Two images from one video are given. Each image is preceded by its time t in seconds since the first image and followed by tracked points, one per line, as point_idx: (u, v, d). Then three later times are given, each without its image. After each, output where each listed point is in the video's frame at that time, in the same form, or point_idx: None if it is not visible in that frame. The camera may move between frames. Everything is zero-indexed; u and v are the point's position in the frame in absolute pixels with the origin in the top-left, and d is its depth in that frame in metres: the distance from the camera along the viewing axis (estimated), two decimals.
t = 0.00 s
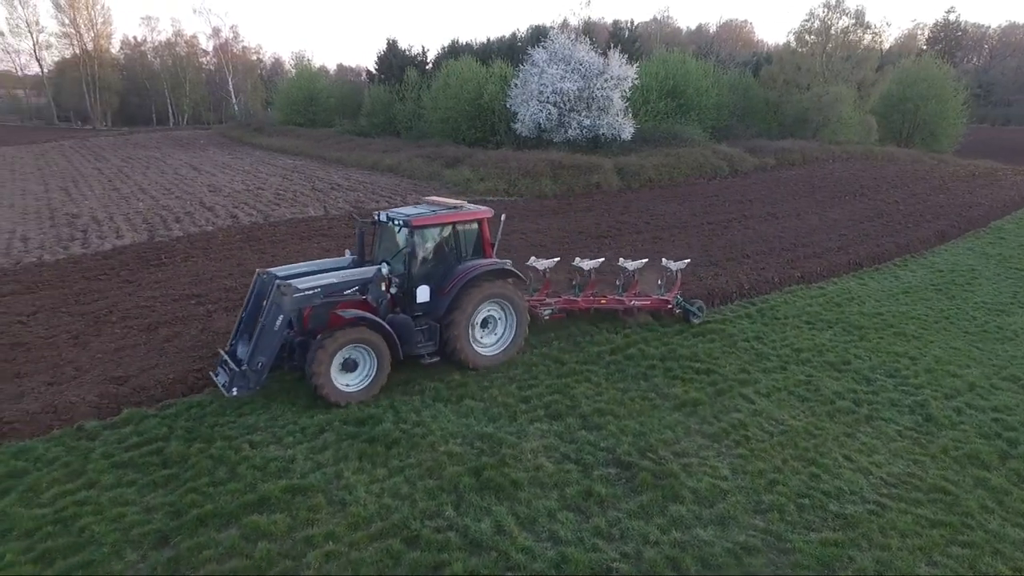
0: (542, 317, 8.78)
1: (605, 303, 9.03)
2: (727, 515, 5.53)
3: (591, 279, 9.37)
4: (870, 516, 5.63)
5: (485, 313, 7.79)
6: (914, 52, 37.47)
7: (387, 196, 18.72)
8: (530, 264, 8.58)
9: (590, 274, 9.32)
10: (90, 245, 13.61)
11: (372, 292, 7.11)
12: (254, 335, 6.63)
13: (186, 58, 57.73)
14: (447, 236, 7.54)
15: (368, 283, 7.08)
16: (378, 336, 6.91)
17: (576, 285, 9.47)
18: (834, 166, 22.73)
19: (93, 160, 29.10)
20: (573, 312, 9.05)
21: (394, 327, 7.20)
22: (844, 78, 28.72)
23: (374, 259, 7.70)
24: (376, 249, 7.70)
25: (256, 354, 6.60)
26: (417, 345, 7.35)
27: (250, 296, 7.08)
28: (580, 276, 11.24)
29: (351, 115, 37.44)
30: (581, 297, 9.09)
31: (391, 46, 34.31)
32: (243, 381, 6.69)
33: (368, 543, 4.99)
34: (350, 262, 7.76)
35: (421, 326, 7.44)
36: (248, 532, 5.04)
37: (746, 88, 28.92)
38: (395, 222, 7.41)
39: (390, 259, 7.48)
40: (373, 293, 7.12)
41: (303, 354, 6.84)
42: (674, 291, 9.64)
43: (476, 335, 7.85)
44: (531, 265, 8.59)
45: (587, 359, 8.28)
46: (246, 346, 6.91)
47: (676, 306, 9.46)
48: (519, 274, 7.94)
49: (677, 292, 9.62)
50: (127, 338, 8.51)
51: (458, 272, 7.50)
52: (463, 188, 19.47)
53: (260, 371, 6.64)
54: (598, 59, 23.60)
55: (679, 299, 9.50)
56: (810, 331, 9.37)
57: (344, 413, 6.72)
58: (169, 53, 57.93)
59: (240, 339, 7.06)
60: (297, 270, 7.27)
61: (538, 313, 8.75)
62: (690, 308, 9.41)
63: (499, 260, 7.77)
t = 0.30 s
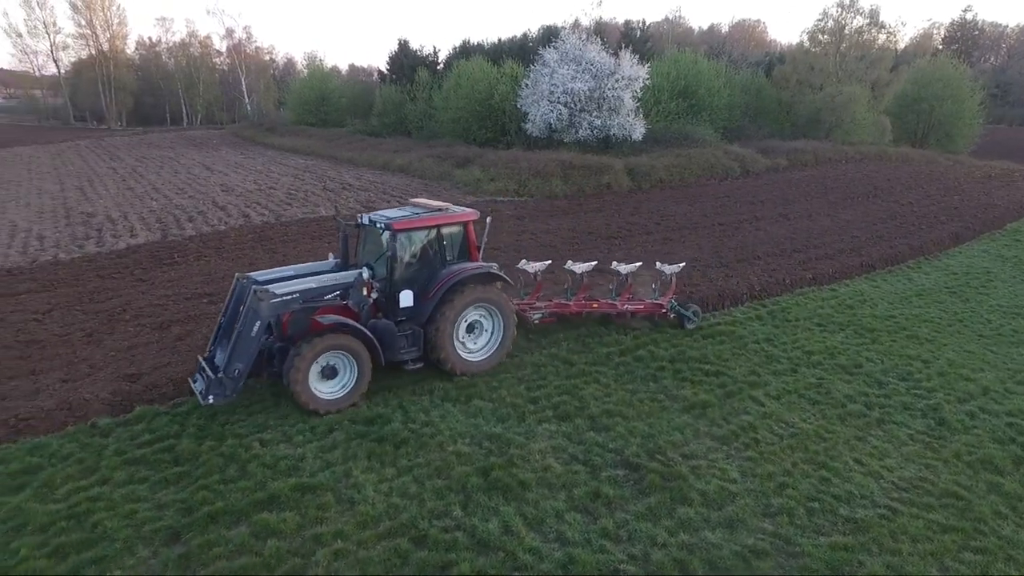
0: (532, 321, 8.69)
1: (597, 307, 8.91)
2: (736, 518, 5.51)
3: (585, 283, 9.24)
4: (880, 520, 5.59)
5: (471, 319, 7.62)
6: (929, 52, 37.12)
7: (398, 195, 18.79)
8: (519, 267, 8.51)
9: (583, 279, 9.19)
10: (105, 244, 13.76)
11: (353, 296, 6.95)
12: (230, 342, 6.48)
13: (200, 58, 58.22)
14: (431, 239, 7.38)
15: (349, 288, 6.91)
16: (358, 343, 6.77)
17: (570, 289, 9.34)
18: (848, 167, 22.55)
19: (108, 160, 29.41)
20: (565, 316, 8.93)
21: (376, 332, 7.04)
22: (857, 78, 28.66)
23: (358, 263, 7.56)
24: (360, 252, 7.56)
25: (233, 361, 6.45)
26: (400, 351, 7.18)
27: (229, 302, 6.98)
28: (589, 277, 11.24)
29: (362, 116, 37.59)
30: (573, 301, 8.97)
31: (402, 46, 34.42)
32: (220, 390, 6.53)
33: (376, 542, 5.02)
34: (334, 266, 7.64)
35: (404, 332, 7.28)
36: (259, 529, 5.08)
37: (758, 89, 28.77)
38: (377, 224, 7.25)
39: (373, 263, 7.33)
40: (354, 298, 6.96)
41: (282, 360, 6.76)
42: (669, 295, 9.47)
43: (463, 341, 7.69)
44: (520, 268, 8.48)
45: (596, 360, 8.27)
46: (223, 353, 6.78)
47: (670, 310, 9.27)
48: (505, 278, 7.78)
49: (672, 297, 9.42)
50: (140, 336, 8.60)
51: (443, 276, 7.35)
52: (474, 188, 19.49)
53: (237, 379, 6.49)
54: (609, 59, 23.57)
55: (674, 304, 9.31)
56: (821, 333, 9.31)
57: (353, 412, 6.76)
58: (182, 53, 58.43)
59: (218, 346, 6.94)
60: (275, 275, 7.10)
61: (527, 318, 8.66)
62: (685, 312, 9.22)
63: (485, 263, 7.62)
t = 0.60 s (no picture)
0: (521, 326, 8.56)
1: (588, 312, 8.73)
2: (745, 521, 5.49)
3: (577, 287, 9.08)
4: (891, 525, 5.55)
5: (454, 325, 7.45)
6: (945, 52, 36.72)
7: (408, 195, 18.86)
8: (509, 270, 8.43)
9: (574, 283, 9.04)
10: (119, 243, 13.91)
11: (333, 301, 6.87)
12: (206, 347, 6.41)
13: (214, 59, 58.71)
14: (413, 243, 7.27)
15: (328, 292, 6.83)
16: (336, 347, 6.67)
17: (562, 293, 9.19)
18: (861, 168, 22.37)
19: (122, 159, 29.73)
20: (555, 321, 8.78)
21: (357, 338, 6.95)
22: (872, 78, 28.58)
23: (342, 267, 7.52)
24: (344, 257, 7.52)
25: (207, 366, 6.36)
26: (381, 357, 7.07)
27: (206, 307, 6.93)
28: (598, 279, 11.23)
29: (374, 115, 37.74)
30: (564, 306, 8.82)
31: (414, 46, 34.54)
32: (193, 396, 6.39)
33: (384, 540, 5.04)
34: (317, 270, 7.57)
35: (386, 338, 7.17)
36: (268, 527, 5.12)
37: (770, 89, 28.59)
38: (359, 228, 7.20)
39: (356, 267, 7.26)
40: (334, 303, 6.88)
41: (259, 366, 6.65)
42: (664, 300, 9.25)
43: (453, 348, 7.59)
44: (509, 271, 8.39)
45: (605, 361, 8.26)
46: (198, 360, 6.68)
47: (664, 315, 9.05)
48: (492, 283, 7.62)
49: (667, 301, 9.22)
50: (152, 334, 8.69)
51: (426, 281, 7.22)
52: (484, 188, 19.52)
53: (211, 386, 6.37)
54: (620, 59, 23.55)
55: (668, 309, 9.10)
56: (833, 336, 9.24)
57: (362, 412, 6.80)
58: (197, 54, 58.95)
59: (194, 352, 6.85)
60: (255, 280, 7.08)
61: (516, 323, 8.53)
62: (679, 317, 9.06)
63: (471, 267, 7.45)
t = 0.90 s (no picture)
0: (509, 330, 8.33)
1: (579, 315, 8.55)
2: (755, 523, 5.46)
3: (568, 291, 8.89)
4: (902, 528, 5.51)
5: (433, 331, 7.26)
6: (962, 51, 36.31)
7: (419, 195, 18.92)
8: (499, 273, 8.28)
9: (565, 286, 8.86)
10: (133, 241, 14.06)
11: (312, 306, 6.75)
12: (180, 353, 6.25)
13: (228, 59, 59.20)
14: (395, 246, 7.11)
15: (306, 297, 6.70)
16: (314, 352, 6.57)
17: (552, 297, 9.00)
18: (875, 168, 22.17)
19: (137, 159, 30.04)
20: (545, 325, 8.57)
21: (336, 343, 6.83)
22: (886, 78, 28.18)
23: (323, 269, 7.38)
24: (325, 260, 7.38)
25: (182, 373, 6.21)
26: (361, 363, 6.93)
27: (183, 311, 6.82)
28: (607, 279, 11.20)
29: (385, 116, 37.88)
30: (554, 309, 8.63)
31: (425, 46, 34.63)
32: (167, 403, 6.25)
33: (393, 538, 5.07)
34: (298, 274, 7.41)
35: (368, 342, 7.02)
36: (278, 524, 5.16)
37: (783, 89, 28.41)
38: (338, 231, 7.04)
39: (336, 271, 7.13)
40: (313, 307, 6.76)
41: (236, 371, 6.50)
42: (657, 304, 9.05)
43: (442, 349, 7.46)
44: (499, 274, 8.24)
45: (615, 361, 8.26)
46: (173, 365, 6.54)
47: (657, 320, 8.85)
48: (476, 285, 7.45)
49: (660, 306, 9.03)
50: (165, 332, 8.78)
51: (407, 284, 7.05)
52: (495, 188, 19.53)
53: (186, 392, 6.23)
54: (632, 59, 23.48)
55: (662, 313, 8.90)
56: (845, 338, 9.18)
57: (372, 411, 6.84)
58: (211, 54, 59.50)
59: (170, 358, 6.71)
60: (230, 284, 6.91)
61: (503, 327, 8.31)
62: (673, 322, 8.87)
63: (455, 270, 7.27)
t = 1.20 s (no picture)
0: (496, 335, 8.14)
1: (570, 320, 8.38)
2: (765, 525, 5.43)
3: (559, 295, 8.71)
4: (915, 532, 5.46)
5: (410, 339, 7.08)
6: (980, 51, 35.83)
7: (430, 195, 18.96)
8: (488, 276, 8.11)
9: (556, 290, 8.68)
10: (148, 240, 14.20)
11: (292, 311, 6.69)
12: (155, 359, 6.11)
13: (241, 59, 59.61)
14: (377, 251, 7.05)
15: (286, 301, 6.64)
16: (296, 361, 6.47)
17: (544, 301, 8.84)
18: (890, 169, 21.95)
19: (152, 158, 30.32)
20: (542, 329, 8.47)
21: (316, 349, 6.73)
22: (902, 78, 28.04)
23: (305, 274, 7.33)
24: (307, 264, 7.32)
25: (156, 379, 6.06)
26: (342, 369, 6.82)
27: (160, 317, 6.69)
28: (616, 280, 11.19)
29: (397, 116, 37.99)
30: (544, 314, 8.46)
31: (437, 46, 34.70)
32: (142, 410, 6.11)
33: (403, 537, 5.09)
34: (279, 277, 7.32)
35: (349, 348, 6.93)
36: (290, 521, 5.20)
37: (797, 89, 28.19)
38: (319, 235, 6.98)
39: (318, 275, 7.09)
40: (293, 312, 6.71)
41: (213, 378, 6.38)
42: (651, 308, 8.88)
43: (428, 353, 7.32)
44: (488, 277, 8.09)
45: (625, 362, 8.24)
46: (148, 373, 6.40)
47: (651, 324, 8.67)
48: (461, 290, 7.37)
49: (654, 310, 8.84)
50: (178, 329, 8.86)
51: (389, 289, 6.99)
52: (506, 188, 19.53)
53: (161, 400, 6.09)
54: (644, 59, 23.38)
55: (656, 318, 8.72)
56: (858, 340, 9.11)
57: (383, 410, 6.87)
58: (225, 55, 59.98)
59: (145, 365, 6.57)
60: (209, 288, 6.78)
61: (490, 332, 8.12)
62: (667, 326, 8.71)
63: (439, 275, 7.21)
